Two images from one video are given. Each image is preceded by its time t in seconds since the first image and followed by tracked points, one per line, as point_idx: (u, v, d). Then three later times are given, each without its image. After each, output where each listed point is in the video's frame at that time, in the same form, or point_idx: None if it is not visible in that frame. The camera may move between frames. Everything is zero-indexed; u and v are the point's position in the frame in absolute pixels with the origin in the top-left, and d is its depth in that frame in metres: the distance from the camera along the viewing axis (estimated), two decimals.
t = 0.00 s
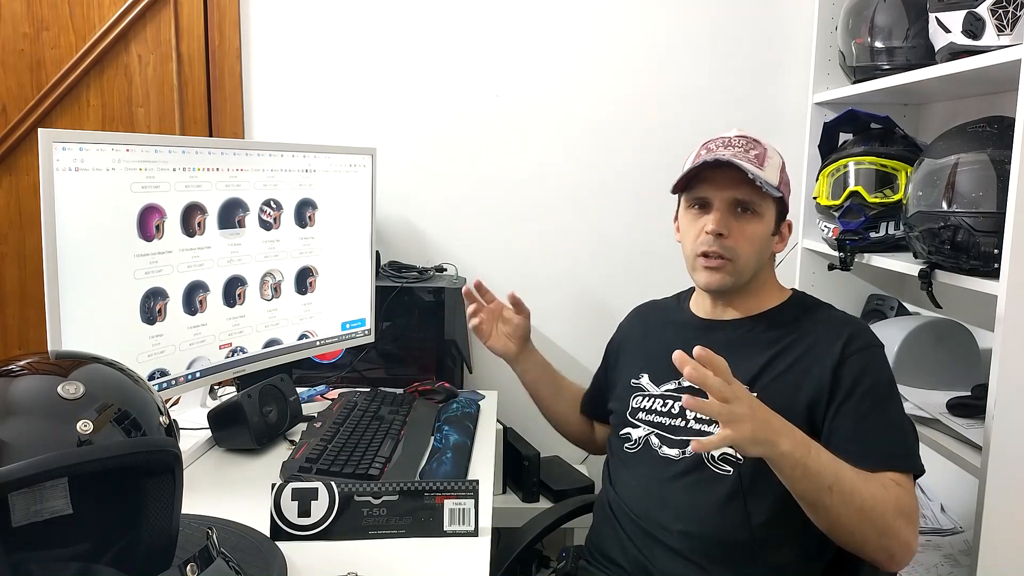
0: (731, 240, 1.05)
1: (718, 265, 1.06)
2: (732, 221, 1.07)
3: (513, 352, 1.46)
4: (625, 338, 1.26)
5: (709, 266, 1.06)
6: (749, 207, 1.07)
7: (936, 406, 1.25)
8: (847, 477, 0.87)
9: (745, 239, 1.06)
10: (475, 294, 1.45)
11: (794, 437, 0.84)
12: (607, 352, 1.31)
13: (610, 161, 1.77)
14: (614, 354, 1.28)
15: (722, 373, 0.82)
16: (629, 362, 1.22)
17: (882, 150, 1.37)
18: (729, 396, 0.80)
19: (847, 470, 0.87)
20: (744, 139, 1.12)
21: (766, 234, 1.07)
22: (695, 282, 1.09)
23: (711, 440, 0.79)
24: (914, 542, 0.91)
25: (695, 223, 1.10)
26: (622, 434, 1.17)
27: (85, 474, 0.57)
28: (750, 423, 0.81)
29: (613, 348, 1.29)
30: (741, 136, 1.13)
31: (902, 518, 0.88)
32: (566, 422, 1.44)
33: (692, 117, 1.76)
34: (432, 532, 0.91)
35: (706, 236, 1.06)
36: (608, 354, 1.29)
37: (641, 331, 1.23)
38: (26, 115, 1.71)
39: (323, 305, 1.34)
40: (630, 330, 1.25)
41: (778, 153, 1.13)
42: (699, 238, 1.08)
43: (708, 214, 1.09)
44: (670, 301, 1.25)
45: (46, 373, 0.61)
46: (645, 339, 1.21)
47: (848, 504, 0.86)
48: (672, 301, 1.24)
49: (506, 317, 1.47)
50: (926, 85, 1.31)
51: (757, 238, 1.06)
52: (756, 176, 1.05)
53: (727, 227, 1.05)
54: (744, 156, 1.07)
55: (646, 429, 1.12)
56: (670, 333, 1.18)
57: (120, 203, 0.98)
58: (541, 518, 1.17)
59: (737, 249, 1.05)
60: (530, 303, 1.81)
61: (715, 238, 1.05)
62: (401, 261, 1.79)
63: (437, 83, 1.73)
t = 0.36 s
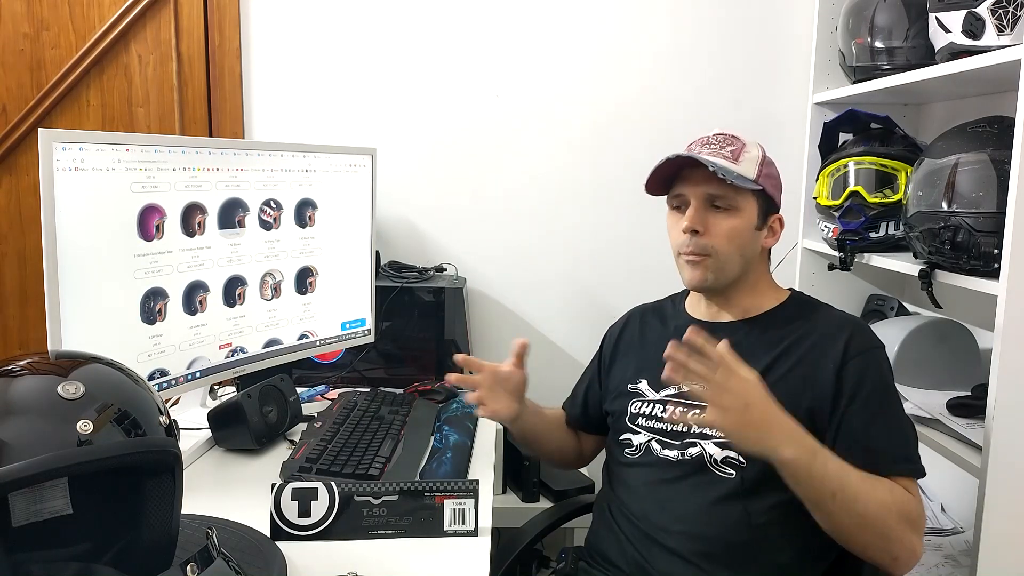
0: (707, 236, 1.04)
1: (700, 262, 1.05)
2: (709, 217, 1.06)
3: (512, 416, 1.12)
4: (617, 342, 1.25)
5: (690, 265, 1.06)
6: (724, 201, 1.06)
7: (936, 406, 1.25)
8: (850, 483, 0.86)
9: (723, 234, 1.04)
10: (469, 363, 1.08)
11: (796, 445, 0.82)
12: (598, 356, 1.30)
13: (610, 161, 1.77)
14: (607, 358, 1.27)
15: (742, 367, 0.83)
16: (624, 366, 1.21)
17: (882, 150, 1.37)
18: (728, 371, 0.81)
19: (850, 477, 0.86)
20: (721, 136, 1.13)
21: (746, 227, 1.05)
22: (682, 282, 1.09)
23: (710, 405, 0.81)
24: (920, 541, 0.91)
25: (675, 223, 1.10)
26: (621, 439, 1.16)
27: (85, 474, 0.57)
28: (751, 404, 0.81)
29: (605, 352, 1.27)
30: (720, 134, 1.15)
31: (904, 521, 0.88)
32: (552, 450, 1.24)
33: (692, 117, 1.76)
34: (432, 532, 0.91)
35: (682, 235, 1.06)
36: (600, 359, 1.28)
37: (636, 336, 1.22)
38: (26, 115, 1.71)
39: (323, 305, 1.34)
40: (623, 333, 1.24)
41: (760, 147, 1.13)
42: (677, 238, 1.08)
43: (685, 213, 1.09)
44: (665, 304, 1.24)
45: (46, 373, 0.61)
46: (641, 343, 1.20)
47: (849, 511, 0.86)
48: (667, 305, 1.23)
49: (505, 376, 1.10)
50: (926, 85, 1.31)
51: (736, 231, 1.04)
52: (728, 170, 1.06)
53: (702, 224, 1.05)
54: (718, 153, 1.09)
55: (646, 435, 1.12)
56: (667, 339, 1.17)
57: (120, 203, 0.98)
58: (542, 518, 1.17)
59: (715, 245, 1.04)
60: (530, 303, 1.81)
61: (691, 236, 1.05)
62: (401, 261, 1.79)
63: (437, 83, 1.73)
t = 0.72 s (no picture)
0: (715, 239, 1.05)
1: (708, 265, 1.06)
2: (717, 219, 1.06)
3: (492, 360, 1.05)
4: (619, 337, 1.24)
5: (697, 267, 1.07)
6: (734, 204, 1.06)
7: (936, 406, 1.25)
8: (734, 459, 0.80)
9: (731, 237, 1.04)
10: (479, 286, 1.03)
11: (658, 433, 0.76)
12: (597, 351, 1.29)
13: (609, 161, 1.76)
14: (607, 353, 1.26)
15: (620, 346, 0.76)
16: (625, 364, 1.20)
17: (882, 150, 1.37)
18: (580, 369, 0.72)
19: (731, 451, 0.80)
20: (733, 135, 1.13)
21: (755, 230, 1.05)
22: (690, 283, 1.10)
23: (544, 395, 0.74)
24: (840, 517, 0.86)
25: (684, 224, 1.11)
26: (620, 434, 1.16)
27: (85, 474, 0.57)
28: (609, 401, 0.73)
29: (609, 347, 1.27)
30: (734, 131, 1.14)
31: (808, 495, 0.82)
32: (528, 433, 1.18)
33: (691, 117, 1.76)
34: (432, 532, 0.91)
35: (691, 237, 1.06)
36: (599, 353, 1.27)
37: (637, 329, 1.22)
38: (27, 116, 1.71)
39: (323, 306, 1.34)
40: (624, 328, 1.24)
41: (772, 145, 1.12)
42: (685, 239, 1.08)
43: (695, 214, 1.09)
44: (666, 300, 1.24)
45: (46, 373, 0.61)
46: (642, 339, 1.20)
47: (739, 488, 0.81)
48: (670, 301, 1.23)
49: (474, 318, 1.05)
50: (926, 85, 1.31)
51: (744, 234, 1.04)
52: (736, 174, 1.05)
53: (710, 227, 1.05)
54: (728, 155, 1.09)
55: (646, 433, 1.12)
56: (669, 335, 1.17)
57: (120, 203, 0.98)
58: (542, 518, 1.17)
59: (723, 248, 1.04)
60: (530, 303, 1.81)
61: (699, 238, 1.05)
62: (401, 261, 1.79)
63: (436, 83, 1.73)
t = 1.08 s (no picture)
0: (705, 247, 1.04)
1: (699, 273, 1.05)
2: (707, 227, 1.05)
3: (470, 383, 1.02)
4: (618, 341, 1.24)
5: (687, 275, 1.06)
6: (723, 211, 1.05)
7: (936, 406, 1.25)
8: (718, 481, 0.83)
9: (721, 245, 1.04)
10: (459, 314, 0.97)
11: (637, 469, 0.80)
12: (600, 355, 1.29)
13: (609, 161, 1.76)
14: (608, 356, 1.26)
15: (585, 388, 0.78)
16: (624, 369, 1.20)
17: (882, 150, 1.37)
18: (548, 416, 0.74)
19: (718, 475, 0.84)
20: (720, 138, 1.11)
21: (745, 237, 1.05)
22: (680, 291, 1.09)
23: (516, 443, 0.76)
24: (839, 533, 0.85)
25: (673, 231, 1.10)
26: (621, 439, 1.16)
27: (85, 474, 0.57)
28: (579, 445, 0.75)
29: (609, 351, 1.27)
30: (722, 133, 1.13)
31: (802, 513, 0.83)
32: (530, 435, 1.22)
33: (691, 117, 1.76)
34: (432, 532, 0.91)
35: (681, 244, 1.06)
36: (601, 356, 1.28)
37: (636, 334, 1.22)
38: (27, 116, 1.71)
39: (323, 305, 1.34)
40: (623, 331, 1.24)
41: (762, 146, 1.11)
42: (675, 247, 1.08)
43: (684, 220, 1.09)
44: (667, 300, 1.24)
45: (46, 373, 0.61)
46: (641, 344, 1.20)
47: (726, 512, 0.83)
48: (671, 302, 1.23)
49: (451, 344, 1.01)
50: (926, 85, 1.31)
51: (734, 242, 1.04)
52: (725, 180, 1.04)
53: (700, 235, 1.04)
54: (717, 158, 1.07)
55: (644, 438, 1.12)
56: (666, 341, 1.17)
57: (120, 203, 0.98)
58: (542, 518, 1.18)
59: (713, 256, 1.04)
60: (530, 303, 1.81)
61: (689, 246, 1.05)
62: (401, 261, 1.79)
63: (436, 83, 1.73)
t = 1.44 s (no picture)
0: (709, 248, 1.04)
1: (700, 273, 1.05)
2: (713, 228, 1.05)
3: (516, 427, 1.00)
4: (622, 344, 1.24)
5: (690, 276, 1.06)
6: (730, 213, 1.05)
7: (936, 406, 1.25)
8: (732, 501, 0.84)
9: (725, 247, 1.04)
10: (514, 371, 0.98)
11: (651, 489, 0.79)
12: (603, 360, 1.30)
13: (610, 161, 1.77)
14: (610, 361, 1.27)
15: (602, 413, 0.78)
16: (627, 372, 1.20)
17: (882, 150, 1.37)
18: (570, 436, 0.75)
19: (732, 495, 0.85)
20: (728, 139, 1.11)
21: (750, 239, 1.05)
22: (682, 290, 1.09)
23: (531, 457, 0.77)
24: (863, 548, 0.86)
25: (679, 231, 1.09)
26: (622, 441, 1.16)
27: (84, 473, 0.57)
28: (595, 466, 0.75)
29: (612, 354, 1.27)
30: (728, 135, 1.12)
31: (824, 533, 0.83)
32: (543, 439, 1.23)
33: (691, 117, 1.76)
34: (432, 532, 0.91)
35: (686, 245, 1.05)
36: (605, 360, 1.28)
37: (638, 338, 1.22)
38: (27, 116, 1.71)
39: (322, 306, 1.34)
40: (626, 334, 1.24)
41: (767, 149, 1.11)
42: (680, 247, 1.07)
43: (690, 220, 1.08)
44: (668, 302, 1.25)
45: (45, 373, 0.61)
46: (643, 347, 1.20)
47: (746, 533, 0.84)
48: (673, 304, 1.23)
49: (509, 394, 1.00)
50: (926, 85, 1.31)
51: (739, 244, 1.04)
52: (732, 182, 1.04)
53: (706, 236, 1.04)
54: (724, 160, 1.07)
55: (644, 440, 1.11)
56: (668, 344, 1.17)
57: (120, 203, 0.98)
58: (541, 517, 1.18)
59: (718, 258, 1.04)
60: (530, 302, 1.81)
61: (694, 247, 1.04)
62: (401, 261, 1.79)
63: (436, 83, 1.73)
